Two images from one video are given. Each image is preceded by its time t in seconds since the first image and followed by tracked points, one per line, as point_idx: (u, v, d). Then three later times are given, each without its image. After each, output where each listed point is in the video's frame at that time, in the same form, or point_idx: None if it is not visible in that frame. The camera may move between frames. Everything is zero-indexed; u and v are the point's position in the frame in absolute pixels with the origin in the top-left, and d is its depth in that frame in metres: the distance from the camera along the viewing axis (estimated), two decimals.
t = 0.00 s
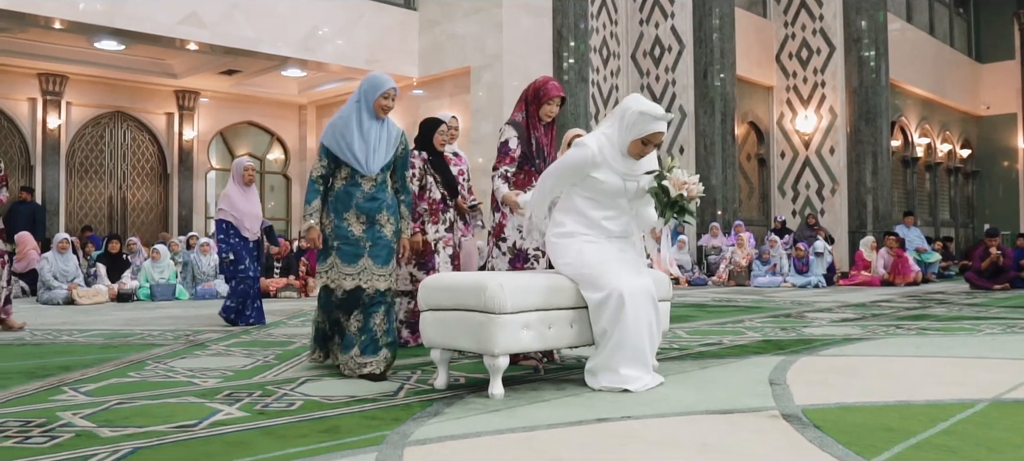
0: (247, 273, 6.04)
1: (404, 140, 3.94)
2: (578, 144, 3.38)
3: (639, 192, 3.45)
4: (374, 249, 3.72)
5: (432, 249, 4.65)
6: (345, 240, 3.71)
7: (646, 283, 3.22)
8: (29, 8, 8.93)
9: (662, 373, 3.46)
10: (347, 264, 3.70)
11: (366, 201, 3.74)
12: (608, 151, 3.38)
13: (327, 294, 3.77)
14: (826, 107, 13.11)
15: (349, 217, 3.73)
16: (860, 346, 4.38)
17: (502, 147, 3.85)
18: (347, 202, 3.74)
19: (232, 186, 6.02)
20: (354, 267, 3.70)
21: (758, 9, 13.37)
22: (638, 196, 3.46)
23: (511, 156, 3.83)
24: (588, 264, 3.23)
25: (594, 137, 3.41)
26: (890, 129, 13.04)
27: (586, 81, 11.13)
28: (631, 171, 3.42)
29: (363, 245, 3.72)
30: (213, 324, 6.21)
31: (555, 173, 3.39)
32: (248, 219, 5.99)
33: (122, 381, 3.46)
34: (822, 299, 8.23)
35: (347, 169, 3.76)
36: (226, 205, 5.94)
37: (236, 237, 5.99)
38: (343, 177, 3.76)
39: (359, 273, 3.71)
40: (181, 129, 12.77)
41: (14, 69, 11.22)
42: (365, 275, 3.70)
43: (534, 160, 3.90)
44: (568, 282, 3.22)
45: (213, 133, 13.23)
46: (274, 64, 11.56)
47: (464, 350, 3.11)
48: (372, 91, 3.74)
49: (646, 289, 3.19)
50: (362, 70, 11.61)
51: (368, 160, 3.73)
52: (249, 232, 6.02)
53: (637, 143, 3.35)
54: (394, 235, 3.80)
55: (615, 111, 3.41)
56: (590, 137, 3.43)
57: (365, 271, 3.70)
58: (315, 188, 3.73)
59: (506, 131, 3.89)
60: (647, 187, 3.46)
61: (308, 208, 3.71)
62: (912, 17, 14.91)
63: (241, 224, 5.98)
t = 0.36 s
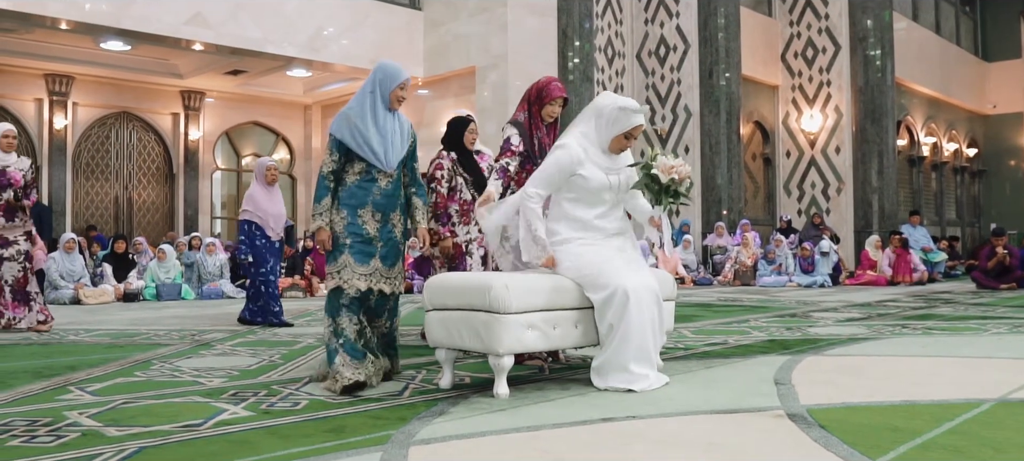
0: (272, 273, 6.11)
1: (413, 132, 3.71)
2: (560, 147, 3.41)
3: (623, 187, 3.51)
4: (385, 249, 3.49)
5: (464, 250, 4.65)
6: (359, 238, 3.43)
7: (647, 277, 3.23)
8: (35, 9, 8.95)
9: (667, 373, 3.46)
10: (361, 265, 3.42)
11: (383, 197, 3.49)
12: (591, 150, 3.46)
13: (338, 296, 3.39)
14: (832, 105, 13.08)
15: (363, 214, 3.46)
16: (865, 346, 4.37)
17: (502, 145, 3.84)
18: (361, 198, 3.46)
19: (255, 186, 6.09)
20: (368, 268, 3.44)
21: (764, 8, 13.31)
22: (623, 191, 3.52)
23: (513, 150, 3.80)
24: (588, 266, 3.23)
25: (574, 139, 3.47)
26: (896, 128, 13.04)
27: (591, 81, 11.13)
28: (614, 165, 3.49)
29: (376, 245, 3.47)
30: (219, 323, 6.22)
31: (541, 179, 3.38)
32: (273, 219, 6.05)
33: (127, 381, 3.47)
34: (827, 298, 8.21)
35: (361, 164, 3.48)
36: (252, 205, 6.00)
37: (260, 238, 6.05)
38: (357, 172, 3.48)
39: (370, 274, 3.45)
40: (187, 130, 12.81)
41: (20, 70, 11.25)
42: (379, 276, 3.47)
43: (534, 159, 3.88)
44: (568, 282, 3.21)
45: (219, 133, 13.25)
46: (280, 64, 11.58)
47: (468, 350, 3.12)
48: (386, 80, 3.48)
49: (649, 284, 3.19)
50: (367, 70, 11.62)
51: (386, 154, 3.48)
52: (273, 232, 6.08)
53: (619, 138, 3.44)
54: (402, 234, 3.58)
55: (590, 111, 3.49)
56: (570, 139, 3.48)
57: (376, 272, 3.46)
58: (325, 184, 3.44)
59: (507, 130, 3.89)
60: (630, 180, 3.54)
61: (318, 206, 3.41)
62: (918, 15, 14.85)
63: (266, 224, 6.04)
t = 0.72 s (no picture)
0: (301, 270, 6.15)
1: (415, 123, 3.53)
2: (543, 156, 3.37)
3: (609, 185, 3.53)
4: (408, 243, 3.28)
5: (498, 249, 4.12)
6: (377, 236, 3.21)
7: (644, 268, 3.24)
8: (41, 9, 8.97)
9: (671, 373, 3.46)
10: (382, 263, 3.20)
11: (396, 191, 3.30)
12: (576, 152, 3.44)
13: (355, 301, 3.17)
14: (837, 105, 13.08)
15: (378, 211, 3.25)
16: (870, 346, 4.37)
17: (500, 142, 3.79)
18: (375, 194, 3.25)
19: (277, 184, 6.07)
20: (389, 265, 3.21)
21: (769, 7, 13.29)
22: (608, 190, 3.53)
23: (514, 147, 3.73)
24: (588, 266, 3.22)
25: (556, 143, 3.44)
26: (900, 128, 13.04)
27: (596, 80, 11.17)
28: (599, 164, 3.49)
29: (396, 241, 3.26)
30: (223, 323, 6.23)
31: (530, 189, 3.33)
32: (296, 217, 6.07)
33: (133, 380, 3.48)
34: (832, 298, 8.20)
35: (371, 158, 3.27)
36: (277, 203, 6.00)
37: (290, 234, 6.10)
38: (368, 167, 3.26)
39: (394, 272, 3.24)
40: (192, 130, 12.83)
41: (26, 70, 11.29)
42: (405, 272, 3.25)
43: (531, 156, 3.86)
44: (571, 282, 3.20)
45: (224, 133, 13.27)
46: (285, 64, 11.60)
47: (472, 350, 3.12)
48: (391, 69, 3.27)
49: (648, 275, 3.20)
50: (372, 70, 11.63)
51: (397, 147, 3.29)
52: (299, 230, 6.12)
53: (605, 137, 3.45)
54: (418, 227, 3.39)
55: (568, 111, 3.47)
56: (552, 144, 3.45)
57: (403, 267, 3.24)
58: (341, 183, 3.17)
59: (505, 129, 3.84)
60: (614, 177, 3.57)
61: (338, 201, 3.11)
62: (923, 14, 14.82)
63: (291, 221, 6.06)
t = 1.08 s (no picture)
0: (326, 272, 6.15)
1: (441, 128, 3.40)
2: (546, 154, 3.36)
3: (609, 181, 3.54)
4: (444, 251, 3.10)
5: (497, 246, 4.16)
6: (418, 240, 3.04)
7: (646, 265, 3.25)
8: (46, 10, 8.99)
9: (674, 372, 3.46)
10: (420, 270, 3.02)
11: (436, 195, 3.14)
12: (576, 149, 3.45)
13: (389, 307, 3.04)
14: (842, 104, 13.05)
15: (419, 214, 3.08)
16: (875, 346, 4.36)
17: (499, 137, 3.74)
18: (417, 196, 3.09)
19: (306, 184, 6.19)
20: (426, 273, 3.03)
21: (773, 7, 13.27)
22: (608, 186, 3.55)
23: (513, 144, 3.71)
24: (591, 265, 3.22)
25: (557, 141, 3.44)
26: (905, 127, 13.01)
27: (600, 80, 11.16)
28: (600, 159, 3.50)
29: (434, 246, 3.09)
30: (227, 323, 6.24)
31: (534, 188, 3.33)
32: (324, 218, 6.20)
33: (138, 380, 3.49)
34: (836, 298, 8.19)
35: (414, 157, 3.12)
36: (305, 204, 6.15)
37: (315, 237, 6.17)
38: (412, 167, 3.11)
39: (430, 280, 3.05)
40: (197, 130, 12.86)
41: (31, 71, 11.33)
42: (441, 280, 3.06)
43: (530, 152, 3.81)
44: (574, 281, 3.21)
45: (228, 133, 13.30)
46: (289, 64, 11.61)
47: (476, 350, 3.12)
48: (433, 66, 3.17)
49: (648, 272, 3.20)
50: (376, 70, 11.64)
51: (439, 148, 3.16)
52: (325, 231, 6.20)
53: (608, 127, 3.49)
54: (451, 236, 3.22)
55: (566, 109, 3.49)
56: (552, 141, 3.45)
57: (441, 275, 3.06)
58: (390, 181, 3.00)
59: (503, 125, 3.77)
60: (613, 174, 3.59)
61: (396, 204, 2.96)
62: (928, 13, 14.77)
63: (318, 222, 6.18)
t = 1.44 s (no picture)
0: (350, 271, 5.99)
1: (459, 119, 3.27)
2: (543, 155, 3.34)
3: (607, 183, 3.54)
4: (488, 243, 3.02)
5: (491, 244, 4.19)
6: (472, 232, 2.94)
7: (649, 262, 3.25)
8: (52, 10, 9.02)
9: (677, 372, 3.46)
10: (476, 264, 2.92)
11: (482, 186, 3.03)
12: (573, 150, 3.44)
13: (461, 300, 2.86)
14: (847, 104, 13.03)
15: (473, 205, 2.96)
16: (880, 345, 4.35)
17: (499, 137, 3.74)
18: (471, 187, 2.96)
19: (331, 183, 6.04)
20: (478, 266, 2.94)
21: (778, 6, 13.26)
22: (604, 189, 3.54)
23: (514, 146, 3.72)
24: (593, 264, 3.22)
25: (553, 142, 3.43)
26: (910, 127, 12.98)
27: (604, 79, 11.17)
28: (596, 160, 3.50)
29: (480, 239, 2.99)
30: (232, 323, 6.25)
31: (533, 190, 3.32)
32: (347, 218, 5.92)
33: (143, 379, 3.50)
34: (842, 298, 8.17)
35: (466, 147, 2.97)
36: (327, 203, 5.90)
37: (336, 236, 5.94)
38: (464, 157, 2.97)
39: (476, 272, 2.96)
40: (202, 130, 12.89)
41: (37, 71, 11.36)
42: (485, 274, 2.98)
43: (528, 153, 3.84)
44: (576, 281, 3.21)
45: (233, 133, 13.33)
46: (294, 64, 11.64)
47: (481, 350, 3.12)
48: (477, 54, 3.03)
49: (652, 268, 3.21)
50: (381, 69, 11.65)
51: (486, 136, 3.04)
52: (349, 231, 5.95)
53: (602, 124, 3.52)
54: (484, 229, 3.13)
55: (556, 112, 3.50)
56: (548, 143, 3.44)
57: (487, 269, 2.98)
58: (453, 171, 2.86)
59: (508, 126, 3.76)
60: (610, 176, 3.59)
61: (455, 196, 2.85)
62: (933, 12, 14.74)
63: (341, 223, 5.92)
